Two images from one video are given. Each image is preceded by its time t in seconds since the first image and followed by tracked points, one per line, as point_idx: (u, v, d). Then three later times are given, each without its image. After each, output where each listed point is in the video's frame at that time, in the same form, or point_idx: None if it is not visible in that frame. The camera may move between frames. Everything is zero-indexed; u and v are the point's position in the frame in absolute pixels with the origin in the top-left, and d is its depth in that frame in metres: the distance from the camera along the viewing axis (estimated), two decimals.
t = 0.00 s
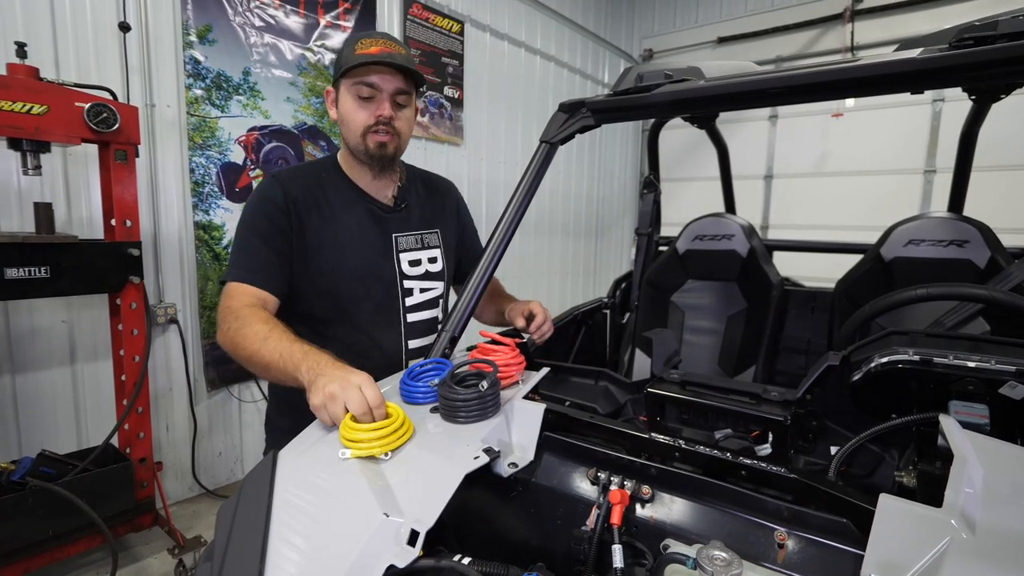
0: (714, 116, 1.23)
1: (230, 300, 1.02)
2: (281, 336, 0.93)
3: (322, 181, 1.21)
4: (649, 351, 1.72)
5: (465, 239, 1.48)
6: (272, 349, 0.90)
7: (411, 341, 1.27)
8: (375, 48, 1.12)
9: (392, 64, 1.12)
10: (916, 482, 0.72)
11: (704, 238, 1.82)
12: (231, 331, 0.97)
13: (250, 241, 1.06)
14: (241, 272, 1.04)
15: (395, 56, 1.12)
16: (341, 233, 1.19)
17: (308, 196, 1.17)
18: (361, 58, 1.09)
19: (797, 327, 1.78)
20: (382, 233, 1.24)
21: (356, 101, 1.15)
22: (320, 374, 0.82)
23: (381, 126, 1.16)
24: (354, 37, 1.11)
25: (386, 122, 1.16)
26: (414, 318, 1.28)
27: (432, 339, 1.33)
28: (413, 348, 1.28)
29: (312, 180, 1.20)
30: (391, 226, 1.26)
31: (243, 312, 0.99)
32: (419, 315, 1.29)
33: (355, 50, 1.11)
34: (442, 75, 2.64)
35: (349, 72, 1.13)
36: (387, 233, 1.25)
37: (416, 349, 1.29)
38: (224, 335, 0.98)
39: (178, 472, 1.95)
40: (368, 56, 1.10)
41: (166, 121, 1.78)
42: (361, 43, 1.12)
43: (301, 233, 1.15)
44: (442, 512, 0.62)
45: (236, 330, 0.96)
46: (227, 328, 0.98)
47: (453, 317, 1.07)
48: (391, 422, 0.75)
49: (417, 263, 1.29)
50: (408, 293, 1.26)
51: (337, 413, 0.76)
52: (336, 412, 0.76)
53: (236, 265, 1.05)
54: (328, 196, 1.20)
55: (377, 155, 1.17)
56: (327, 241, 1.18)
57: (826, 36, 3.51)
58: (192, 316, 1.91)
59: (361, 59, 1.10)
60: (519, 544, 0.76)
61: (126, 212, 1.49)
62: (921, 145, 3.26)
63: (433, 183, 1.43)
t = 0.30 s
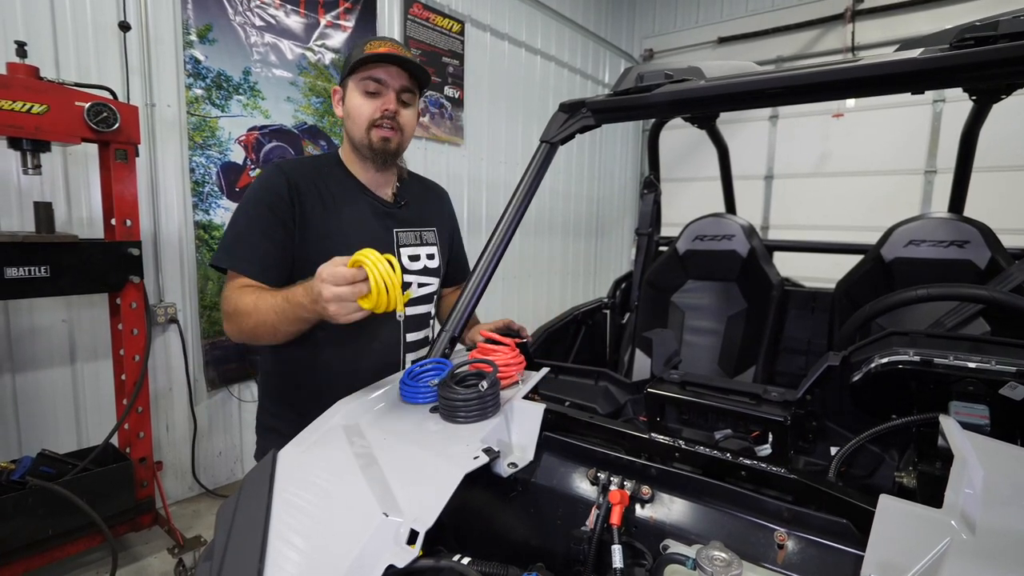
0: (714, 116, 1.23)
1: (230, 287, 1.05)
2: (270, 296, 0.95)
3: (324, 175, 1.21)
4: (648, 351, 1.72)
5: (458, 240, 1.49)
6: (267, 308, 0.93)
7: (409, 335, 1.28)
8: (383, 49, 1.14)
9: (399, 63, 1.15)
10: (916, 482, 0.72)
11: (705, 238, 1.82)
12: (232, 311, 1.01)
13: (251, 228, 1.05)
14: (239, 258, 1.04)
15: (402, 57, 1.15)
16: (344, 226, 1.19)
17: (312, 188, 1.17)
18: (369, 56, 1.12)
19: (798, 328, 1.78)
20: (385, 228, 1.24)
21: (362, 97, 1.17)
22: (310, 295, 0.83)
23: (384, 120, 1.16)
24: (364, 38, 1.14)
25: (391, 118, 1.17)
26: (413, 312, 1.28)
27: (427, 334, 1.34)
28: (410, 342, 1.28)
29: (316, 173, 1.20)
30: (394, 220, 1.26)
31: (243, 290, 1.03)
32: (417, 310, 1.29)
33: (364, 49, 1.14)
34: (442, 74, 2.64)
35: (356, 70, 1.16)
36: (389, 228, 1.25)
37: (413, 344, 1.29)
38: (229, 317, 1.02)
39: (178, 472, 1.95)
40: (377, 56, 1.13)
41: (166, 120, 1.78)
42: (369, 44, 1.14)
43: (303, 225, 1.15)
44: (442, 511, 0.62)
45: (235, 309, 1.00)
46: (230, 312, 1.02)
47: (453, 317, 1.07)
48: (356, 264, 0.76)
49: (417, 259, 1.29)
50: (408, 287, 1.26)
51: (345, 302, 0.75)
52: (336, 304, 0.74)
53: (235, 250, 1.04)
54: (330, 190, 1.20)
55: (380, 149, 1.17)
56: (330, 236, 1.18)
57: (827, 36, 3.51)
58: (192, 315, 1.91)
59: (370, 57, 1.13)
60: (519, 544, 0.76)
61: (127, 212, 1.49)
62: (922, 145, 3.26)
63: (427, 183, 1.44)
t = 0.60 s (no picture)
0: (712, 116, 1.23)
1: (229, 283, 1.05)
2: (273, 280, 0.96)
3: (321, 174, 1.21)
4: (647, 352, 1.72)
5: (453, 241, 1.49)
6: (270, 292, 0.93)
7: (399, 333, 1.26)
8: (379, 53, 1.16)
9: (394, 66, 1.16)
10: (914, 483, 0.72)
11: (704, 239, 1.82)
12: (235, 304, 1.00)
13: (253, 225, 1.05)
14: (240, 254, 1.03)
15: (396, 60, 1.15)
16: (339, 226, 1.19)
17: (309, 187, 1.17)
18: (362, 59, 1.13)
19: (796, 328, 1.78)
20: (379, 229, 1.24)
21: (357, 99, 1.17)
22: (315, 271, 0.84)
23: (378, 120, 1.16)
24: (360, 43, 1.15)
25: (385, 119, 1.17)
26: (404, 311, 1.27)
27: (421, 334, 1.32)
28: (403, 339, 1.28)
29: (314, 173, 1.20)
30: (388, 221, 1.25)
31: (245, 282, 1.02)
32: (409, 309, 1.28)
33: (359, 53, 1.15)
34: (441, 74, 2.64)
35: (351, 73, 1.17)
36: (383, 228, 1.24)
37: (402, 341, 1.27)
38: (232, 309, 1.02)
39: (176, 472, 1.95)
40: (371, 58, 1.13)
41: (165, 120, 1.78)
42: (365, 48, 1.16)
43: (301, 224, 1.16)
44: (440, 512, 0.62)
45: (238, 300, 0.99)
46: (231, 306, 1.02)
47: (451, 317, 1.07)
48: (355, 217, 0.73)
49: (410, 258, 1.28)
50: (399, 286, 1.26)
51: (360, 261, 0.76)
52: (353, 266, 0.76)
53: (237, 247, 1.03)
54: (326, 189, 1.20)
55: (374, 150, 1.17)
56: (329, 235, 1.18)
57: (826, 37, 3.51)
58: (190, 315, 1.91)
59: (365, 60, 1.14)
60: (517, 545, 0.76)
61: (125, 212, 1.49)
62: (921, 145, 3.26)
63: (422, 185, 1.43)
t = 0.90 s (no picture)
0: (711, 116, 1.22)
1: (225, 285, 1.05)
2: (266, 286, 0.95)
3: (319, 175, 1.21)
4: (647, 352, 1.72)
5: (453, 241, 1.48)
6: (262, 298, 0.93)
7: (396, 333, 1.25)
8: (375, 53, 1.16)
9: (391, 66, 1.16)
10: (914, 484, 0.72)
11: (703, 239, 1.83)
12: (230, 306, 1.00)
13: (248, 227, 1.06)
14: (234, 256, 1.04)
15: (393, 60, 1.16)
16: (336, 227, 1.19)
17: (305, 188, 1.17)
18: (359, 60, 1.13)
19: (795, 329, 1.78)
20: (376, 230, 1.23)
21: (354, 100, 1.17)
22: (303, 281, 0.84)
23: (376, 121, 1.17)
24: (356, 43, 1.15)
25: (383, 120, 1.17)
26: (401, 311, 1.26)
27: (419, 333, 1.32)
28: (400, 339, 1.27)
29: (310, 173, 1.19)
30: (384, 222, 1.24)
31: (239, 285, 1.02)
32: (407, 308, 1.27)
33: (355, 54, 1.15)
34: (440, 75, 2.63)
35: (348, 74, 1.17)
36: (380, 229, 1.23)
37: (399, 341, 1.27)
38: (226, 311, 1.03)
39: (174, 473, 1.95)
40: (368, 59, 1.13)
41: (163, 120, 1.77)
42: (361, 49, 1.16)
43: (296, 224, 1.15)
44: (438, 513, 0.62)
45: (233, 303, 0.99)
46: (225, 307, 1.02)
47: (450, 318, 1.07)
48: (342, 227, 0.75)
49: (408, 258, 1.27)
50: (396, 286, 1.25)
51: (343, 273, 0.76)
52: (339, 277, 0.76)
53: (233, 250, 1.04)
54: (323, 190, 1.20)
55: (372, 150, 1.17)
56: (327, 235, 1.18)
57: (825, 37, 3.51)
58: (188, 316, 1.90)
59: (362, 61, 1.13)
60: (515, 546, 0.76)
61: (123, 212, 1.49)
62: (919, 146, 3.27)
63: (422, 185, 1.42)
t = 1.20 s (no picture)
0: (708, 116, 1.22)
1: (229, 294, 1.05)
2: (280, 319, 0.95)
3: (314, 178, 1.21)
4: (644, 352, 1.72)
5: (453, 239, 1.47)
6: (272, 332, 0.93)
7: (393, 335, 1.26)
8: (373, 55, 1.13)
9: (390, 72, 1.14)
10: (910, 483, 0.72)
11: (700, 239, 1.83)
12: (236, 320, 1.00)
13: (246, 234, 1.06)
14: (235, 266, 1.05)
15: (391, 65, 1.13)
16: (331, 229, 1.19)
17: (300, 192, 1.17)
18: (357, 65, 1.11)
19: (792, 328, 1.78)
20: (370, 232, 1.22)
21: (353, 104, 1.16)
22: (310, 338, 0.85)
23: (375, 126, 1.16)
24: (353, 44, 1.12)
25: (382, 125, 1.17)
26: (398, 313, 1.26)
27: (418, 334, 1.32)
28: (396, 341, 1.27)
29: (304, 177, 1.19)
30: (378, 224, 1.24)
31: (244, 303, 1.02)
32: (403, 311, 1.27)
33: (353, 56, 1.12)
34: (437, 74, 2.63)
35: (346, 76, 1.14)
36: (375, 231, 1.24)
37: (396, 344, 1.27)
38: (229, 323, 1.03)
39: (171, 473, 1.94)
40: (367, 65, 1.11)
41: (158, 119, 1.76)
42: (358, 49, 1.13)
43: (293, 227, 1.14)
44: (435, 514, 0.62)
45: (241, 318, 0.99)
46: (229, 319, 1.02)
47: (446, 319, 1.06)
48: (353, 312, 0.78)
49: (403, 260, 1.27)
50: (392, 288, 1.25)
51: (331, 345, 0.76)
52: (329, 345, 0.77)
53: (231, 258, 1.05)
54: (318, 193, 1.19)
55: (371, 156, 1.17)
56: (324, 236, 1.18)
57: (821, 37, 3.52)
58: (184, 316, 1.90)
59: (360, 66, 1.11)
60: (513, 546, 0.76)
61: (118, 212, 1.48)
62: (916, 146, 3.28)
63: (420, 182, 1.41)
